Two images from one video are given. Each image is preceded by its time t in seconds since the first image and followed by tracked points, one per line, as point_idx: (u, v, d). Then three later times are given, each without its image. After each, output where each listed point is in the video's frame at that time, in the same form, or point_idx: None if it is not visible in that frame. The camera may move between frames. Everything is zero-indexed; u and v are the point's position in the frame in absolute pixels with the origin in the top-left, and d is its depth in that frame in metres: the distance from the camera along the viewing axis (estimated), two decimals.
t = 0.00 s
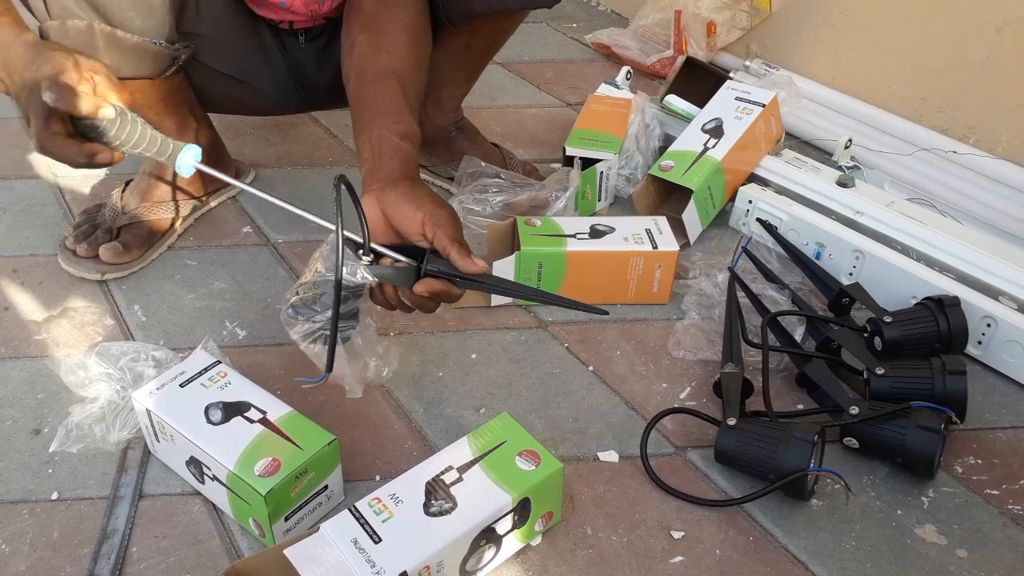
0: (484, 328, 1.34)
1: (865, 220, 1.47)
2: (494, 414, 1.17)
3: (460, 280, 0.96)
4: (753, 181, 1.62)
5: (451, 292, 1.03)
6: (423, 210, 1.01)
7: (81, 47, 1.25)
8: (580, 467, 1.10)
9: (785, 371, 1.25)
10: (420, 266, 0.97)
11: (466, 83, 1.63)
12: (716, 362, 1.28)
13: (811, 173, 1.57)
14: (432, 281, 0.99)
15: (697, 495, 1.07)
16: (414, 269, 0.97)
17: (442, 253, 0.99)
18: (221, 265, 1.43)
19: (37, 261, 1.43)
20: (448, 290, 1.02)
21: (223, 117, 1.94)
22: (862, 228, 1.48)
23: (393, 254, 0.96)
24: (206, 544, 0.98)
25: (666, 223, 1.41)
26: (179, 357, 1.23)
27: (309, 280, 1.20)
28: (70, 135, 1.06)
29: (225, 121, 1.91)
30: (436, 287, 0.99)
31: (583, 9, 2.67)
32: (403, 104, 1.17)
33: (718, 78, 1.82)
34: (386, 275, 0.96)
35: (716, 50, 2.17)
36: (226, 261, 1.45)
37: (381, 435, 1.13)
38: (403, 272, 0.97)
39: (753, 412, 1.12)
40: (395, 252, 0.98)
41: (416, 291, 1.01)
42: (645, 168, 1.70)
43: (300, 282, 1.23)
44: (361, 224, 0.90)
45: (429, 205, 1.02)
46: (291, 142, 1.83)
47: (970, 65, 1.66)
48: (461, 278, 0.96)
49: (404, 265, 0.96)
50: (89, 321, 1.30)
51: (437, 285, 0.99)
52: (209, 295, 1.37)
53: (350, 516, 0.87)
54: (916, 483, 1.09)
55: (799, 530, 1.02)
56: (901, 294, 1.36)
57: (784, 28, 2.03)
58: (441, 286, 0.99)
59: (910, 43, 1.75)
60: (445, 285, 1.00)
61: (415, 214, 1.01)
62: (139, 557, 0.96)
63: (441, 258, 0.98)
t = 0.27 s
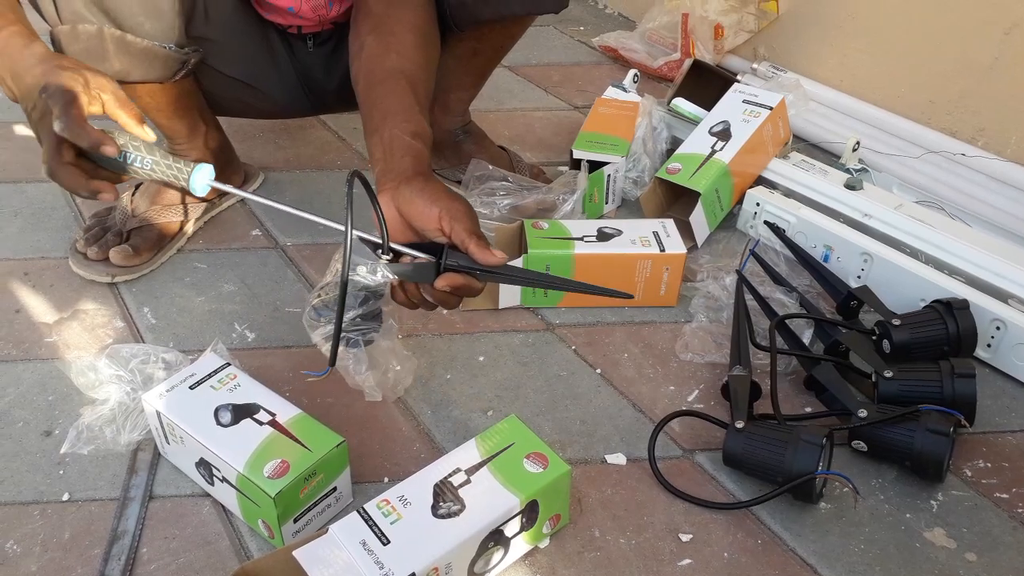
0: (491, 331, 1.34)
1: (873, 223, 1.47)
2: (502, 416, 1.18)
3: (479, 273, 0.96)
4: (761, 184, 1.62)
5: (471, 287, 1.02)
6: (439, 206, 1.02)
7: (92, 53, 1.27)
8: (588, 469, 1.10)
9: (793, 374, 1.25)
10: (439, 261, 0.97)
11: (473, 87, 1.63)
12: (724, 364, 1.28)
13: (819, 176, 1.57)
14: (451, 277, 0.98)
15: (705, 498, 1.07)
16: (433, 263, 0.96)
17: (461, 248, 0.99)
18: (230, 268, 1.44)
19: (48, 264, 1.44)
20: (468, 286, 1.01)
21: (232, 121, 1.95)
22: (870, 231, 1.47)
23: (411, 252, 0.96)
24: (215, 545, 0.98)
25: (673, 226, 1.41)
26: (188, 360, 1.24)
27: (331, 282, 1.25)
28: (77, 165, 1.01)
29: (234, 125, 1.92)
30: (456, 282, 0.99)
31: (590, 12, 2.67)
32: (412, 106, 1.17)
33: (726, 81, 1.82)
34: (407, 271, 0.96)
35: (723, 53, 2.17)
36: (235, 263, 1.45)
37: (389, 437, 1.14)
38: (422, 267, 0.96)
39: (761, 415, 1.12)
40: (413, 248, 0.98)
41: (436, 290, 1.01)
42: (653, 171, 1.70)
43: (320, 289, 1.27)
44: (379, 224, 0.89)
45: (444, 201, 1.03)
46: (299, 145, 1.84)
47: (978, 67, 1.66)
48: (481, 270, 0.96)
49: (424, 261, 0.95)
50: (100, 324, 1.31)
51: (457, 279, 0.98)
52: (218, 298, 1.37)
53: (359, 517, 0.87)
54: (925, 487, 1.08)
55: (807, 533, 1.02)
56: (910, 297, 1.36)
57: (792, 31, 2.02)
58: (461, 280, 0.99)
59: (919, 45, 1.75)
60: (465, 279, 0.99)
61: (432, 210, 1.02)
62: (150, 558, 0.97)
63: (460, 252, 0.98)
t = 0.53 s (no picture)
0: (492, 331, 1.34)
1: (874, 223, 1.47)
2: (502, 416, 1.18)
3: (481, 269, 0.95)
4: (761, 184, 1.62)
5: (474, 282, 1.02)
6: (439, 203, 1.01)
7: (93, 51, 1.27)
8: (588, 469, 1.10)
9: (794, 374, 1.25)
10: (441, 257, 0.95)
11: (474, 87, 1.63)
12: (725, 364, 1.28)
13: (819, 176, 1.57)
14: (454, 272, 0.97)
15: (705, 498, 1.07)
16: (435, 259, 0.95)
17: (463, 243, 0.98)
18: (231, 267, 1.44)
19: (49, 264, 1.44)
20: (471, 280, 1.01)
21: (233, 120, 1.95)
22: (871, 231, 1.47)
23: (412, 249, 0.95)
24: (215, 544, 0.98)
25: (674, 226, 1.41)
26: (188, 359, 1.24)
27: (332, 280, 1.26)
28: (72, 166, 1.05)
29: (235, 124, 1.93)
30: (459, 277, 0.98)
31: (592, 13, 2.67)
32: (413, 106, 1.17)
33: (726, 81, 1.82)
34: (409, 267, 0.95)
35: (724, 53, 2.17)
36: (236, 263, 1.45)
37: (389, 436, 1.14)
38: (425, 263, 0.95)
39: (762, 415, 1.12)
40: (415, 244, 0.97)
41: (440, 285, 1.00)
42: (654, 171, 1.70)
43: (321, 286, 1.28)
44: (380, 222, 0.88)
45: (445, 197, 1.02)
46: (300, 145, 1.84)
47: (979, 68, 1.66)
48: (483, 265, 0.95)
49: (426, 258, 0.94)
50: (100, 323, 1.31)
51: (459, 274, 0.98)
52: (218, 297, 1.37)
53: (359, 517, 0.87)
54: (925, 487, 1.08)
55: (807, 533, 1.02)
56: (911, 297, 1.36)
57: (793, 31, 2.02)
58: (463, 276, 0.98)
59: (919, 46, 1.75)
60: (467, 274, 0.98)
61: (433, 207, 1.01)
62: (150, 557, 0.97)
63: (462, 248, 0.98)
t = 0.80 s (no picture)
0: (493, 331, 1.34)
1: (875, 223, 1.47)
2: (503, 416, 1.18)
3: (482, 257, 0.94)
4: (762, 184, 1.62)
5: (475, 274, 1.01)
6: (442, 195, 1.02)
7: (95, 52, 1.27)
8: (589, 469, 1.10)
9: (795, 374, 1.25)
10: (442, 247, 0.95)
11: (475, 87, 1.63)
12: (726, 364, 1.28)
13: (821, 175, 1.57)
14: (454, 262, 0.97)
15: (706, 498, 1.07)
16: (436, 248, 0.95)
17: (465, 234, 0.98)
18: (232, 268, 1.44)
19: (50, 264, 1.44)
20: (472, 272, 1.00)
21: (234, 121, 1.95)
22: (872, 231, 1.47)
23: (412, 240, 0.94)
24: (217, 545, 0.98)
25: (675, 226, 1.41)
26: (189, 359, 1.24)
27: (332, 275, 1.30)
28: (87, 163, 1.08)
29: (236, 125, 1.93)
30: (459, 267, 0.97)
31: (593, 12, 2.67)
32: (414, 105, 1.17)
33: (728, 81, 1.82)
34: (409, 257, 0.94)
35: (725, 53, 2.16)
36: (237, 263, 1.46)
37: (390, 436, 1.14)
38: (426, 253, 0.95)
39: (763, 415, 1.12)
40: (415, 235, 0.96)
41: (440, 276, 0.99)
42: (655, 171, 1.70)
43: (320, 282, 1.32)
44: (380, 212, 0.88)
45: (448, 190, 1.03)
46: (302, 145, 1.84)
47: (981, 67, 1.66)
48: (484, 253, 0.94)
49: (426, 248, 0.94)
50: (102, 323, 1.31)
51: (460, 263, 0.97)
52: (220, 297, 1.38)
53: (360, 517, 0.87)
54: (927, 487, 1.08)
55: (808, 533, 1.02)
56: (913, 297, 1.36)
57: (794, 31, 2.02)
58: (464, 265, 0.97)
59: (921, 45, 1.75)
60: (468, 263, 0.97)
61: (433, 198, 1.02)
62: (151, 557, 0.97)
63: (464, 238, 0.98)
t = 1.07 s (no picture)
0: (494, 331, 1.34)
1: (876, 223, 1.47)
2: (504, 417, 1.17)
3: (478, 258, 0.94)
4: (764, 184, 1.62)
5: (474, 274, 1.00)
6: (437, 196, 1.01)
7: (97, 52, 1.26)
8: (590, 470, 1.10)
9: (797, 375, 1.25)
10: (438, 249, 0.94)
11: (476, 87, 1.63)
12: (727, 365, 1.27)
13: (822, 176, 1.57)
14: (452, 263, 0.96)
15: (707, 499, 1.07)
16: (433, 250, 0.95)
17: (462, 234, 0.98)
18: (234, 268, 1.44)
19: (52, 264, 1.44)
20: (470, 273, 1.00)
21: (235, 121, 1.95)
22: (873, 231, 1.47)
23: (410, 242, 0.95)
24: (217, 545, 0.98)
25: (677, 227, 1.41)
26: (190, 359, 1.24)
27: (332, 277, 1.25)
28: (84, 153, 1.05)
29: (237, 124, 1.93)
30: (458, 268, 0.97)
31: (594, 12, 2.67)
32: (413, 106, 1.17)
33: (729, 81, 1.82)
34: (406, 259, 0.95)
35: (727, 53, 2.16)
36: (238, 263, 1.46)
37: (391, 436, 1.14)
38: (423, 255, 0.95)
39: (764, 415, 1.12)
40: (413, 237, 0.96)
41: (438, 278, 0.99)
42: (656, 171, 1.70)
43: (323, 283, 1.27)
44: (375, 215, 0.88)
45: (443, 190, 1.02)
46: (303, 144, 1.84)
47: (982, 68, 1.66)
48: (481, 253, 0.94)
49: (423, 249, 0.94)
50: (103, 323, 1.31)
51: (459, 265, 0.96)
52: (221, 297, 1.38)
53: (361, 517, 0.87)
54: (928, 488, 1.08)
55: (809, 534, 1.02)
56: (914, 298, 1.36)
57: (796, 31, 2.02)
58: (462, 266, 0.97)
59: (922, 45, 1.75)
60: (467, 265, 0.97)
61: (429, 199, 1.02)
62: (152, 557, 0.97)
63: (460, 237, 0.98)
